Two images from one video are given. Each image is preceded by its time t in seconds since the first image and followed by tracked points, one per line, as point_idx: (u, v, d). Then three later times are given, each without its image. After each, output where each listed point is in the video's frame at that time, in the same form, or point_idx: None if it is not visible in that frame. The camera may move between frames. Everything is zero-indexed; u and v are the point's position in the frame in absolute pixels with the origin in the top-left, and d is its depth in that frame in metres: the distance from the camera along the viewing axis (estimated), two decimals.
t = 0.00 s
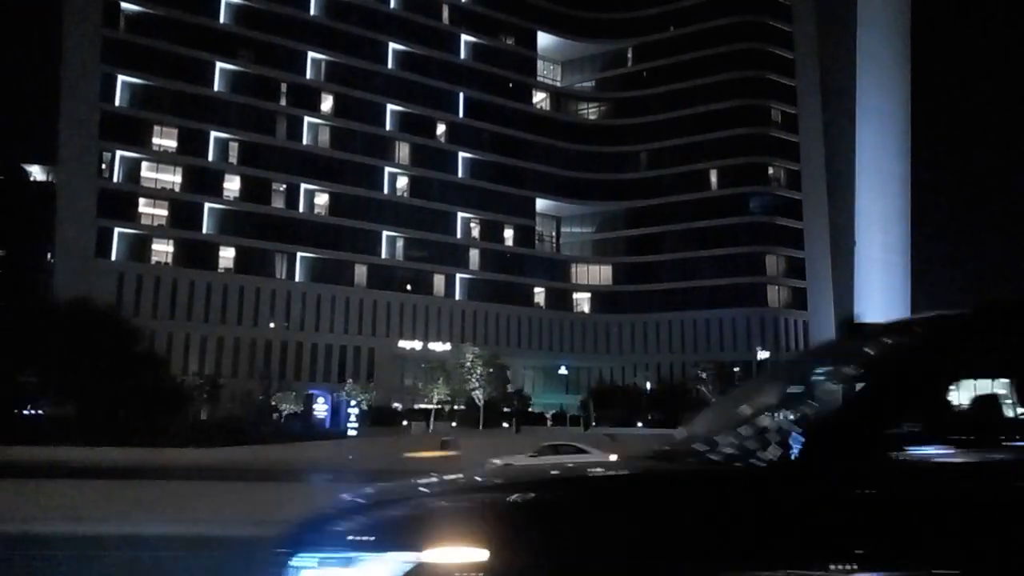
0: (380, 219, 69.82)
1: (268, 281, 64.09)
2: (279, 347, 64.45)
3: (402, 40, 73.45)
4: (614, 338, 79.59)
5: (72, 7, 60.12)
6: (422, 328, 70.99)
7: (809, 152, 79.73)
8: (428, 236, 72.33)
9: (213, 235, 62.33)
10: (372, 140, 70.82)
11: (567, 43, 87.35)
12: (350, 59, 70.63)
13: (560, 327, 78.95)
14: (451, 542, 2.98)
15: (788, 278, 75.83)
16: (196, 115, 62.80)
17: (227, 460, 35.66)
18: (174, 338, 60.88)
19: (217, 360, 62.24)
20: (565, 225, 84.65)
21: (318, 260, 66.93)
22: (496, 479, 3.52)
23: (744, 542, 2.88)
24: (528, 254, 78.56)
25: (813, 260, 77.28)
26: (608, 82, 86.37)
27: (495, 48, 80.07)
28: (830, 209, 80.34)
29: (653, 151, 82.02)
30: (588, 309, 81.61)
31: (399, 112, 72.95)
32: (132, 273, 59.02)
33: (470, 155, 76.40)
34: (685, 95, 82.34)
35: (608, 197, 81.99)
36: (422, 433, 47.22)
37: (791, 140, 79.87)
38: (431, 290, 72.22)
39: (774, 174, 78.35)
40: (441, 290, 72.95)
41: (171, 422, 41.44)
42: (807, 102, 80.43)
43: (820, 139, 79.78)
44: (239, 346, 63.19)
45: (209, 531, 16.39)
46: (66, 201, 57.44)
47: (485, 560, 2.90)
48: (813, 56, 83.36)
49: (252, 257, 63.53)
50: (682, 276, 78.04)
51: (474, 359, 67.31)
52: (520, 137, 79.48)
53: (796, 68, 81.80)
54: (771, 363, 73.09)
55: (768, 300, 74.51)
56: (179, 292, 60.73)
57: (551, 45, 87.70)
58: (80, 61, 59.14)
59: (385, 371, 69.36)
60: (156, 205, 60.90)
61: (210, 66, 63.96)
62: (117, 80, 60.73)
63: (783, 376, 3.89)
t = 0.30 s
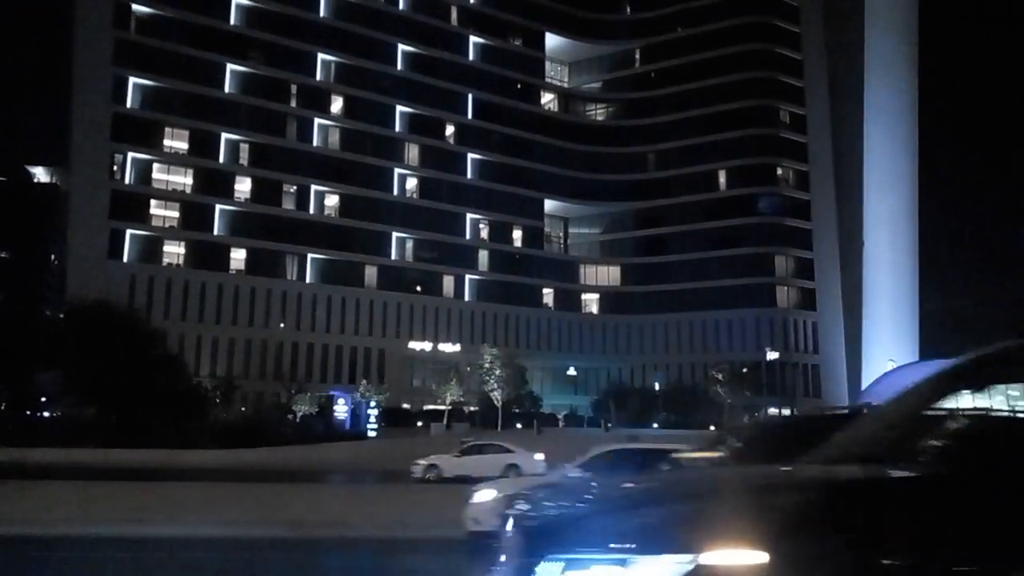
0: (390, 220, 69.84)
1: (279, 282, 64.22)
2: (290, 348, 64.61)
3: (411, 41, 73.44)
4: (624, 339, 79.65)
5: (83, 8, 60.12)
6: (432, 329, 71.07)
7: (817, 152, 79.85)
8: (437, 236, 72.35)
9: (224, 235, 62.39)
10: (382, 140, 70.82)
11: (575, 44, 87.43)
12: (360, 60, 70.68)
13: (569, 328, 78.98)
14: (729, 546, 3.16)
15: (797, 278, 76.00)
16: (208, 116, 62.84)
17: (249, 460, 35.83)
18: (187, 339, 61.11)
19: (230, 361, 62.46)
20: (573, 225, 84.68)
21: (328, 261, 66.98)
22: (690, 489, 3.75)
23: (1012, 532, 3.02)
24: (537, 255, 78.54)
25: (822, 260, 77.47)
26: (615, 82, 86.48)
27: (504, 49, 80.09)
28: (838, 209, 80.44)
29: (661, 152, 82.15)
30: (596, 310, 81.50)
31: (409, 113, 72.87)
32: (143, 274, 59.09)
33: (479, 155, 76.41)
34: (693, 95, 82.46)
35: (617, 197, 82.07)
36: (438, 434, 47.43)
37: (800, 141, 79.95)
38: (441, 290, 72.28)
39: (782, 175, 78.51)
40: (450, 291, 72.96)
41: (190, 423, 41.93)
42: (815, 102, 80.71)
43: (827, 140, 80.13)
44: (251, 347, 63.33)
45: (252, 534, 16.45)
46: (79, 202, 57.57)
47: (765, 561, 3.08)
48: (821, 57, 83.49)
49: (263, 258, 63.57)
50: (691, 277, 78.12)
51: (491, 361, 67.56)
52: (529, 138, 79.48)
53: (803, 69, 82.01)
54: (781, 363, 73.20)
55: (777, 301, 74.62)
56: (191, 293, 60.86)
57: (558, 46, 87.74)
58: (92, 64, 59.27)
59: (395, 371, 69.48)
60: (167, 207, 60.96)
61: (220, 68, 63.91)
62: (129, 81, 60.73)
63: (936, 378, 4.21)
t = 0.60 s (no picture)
0: (401, 220, 69.91)
1: (291, 282, 64.29)
2: (302, 348, 64.66)
3: (421, 41, 73.50)
4: (632, 339, 79.64)
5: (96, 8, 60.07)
6: (442, 329, 71.22)
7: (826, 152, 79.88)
8: (447, 236, 72.45)
9: (236, 235, 62.48)
10: (392, 140, 70.91)
11: (584, 43, 87.37)
12: (370, 60, 70.74)
13: (578, 328, 79.15)
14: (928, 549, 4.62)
15: (807, 278, 76.21)
16: (220, 116, 62.87)
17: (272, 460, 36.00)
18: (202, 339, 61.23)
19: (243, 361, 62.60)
20: (581, 225, 84.66)
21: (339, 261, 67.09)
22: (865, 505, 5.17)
23: None
24: (547, 254, 78.53)
25: (830, 260, 77.83)
26: (624, 82, 86.52)
27: (513, 49, 80.09)
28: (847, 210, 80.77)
29: (671, 152, 82.31)
30: (605, 309, 81.52)
31: (419, 113, 72.99)
32: (156, 274, 59.01)
33: (489, 155, 76.41)
34: (702, 95, 82.47)
35: (628, 197, 82.10)
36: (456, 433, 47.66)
37: (810, 141, 79.96)
38: (451, 290, 72.35)
39: (792, 174, 78.56)
40: (460, 291, 73.01)
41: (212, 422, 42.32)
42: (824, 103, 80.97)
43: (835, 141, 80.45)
44: (264, 347, 63.42)
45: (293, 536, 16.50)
46: (93, 203, 57.62)
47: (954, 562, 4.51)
48: (830, 57, 83.52)
49: (275, 258, 63.67)
50: (700, 277, 78.09)
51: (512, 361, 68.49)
52: (538, 138, 79.45)
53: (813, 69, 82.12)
54: (791, 363, 73.31)
55: (787, 301, 74.69)
56: (203, 293, 60.93)
57: (567, 46, 87.70)
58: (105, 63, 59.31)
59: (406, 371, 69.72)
60: (180, 207, 60.88)
61: (233, 68, 64.05)
62: (142, 81, 60.70)
63: None
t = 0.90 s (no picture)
0: (411, 220, 69.99)
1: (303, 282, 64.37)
2: (314, 348, 64.80)
3: (431, 41, 73.60)
4: (642, 338, 79.72)
5: (108, 8, 60.08)
6: (453, 329, 71.37)
7: (835, 152, 80.00)
8: (458, 237, 72.56)
9: (249, 236, 62.57)
10: (403, 141, 71.07)
11: (593, 43, 87.37)
12: (381, 60, 70.85)
13: (588, 328, 79.21)
14: None
15: (817, 279, 76.19)
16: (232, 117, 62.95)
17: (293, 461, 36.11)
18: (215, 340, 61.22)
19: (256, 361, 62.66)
20: (590, 225, 84.61)
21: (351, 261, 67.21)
22: None
23: None
24: (557, 255, 78.57)
25: (840, 260, 77.83)
26: (633, 82, 86.54)
27: (523, 49, 80.10)
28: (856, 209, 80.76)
29: (681, 152, 82.31)
30: (614, 310, 81.57)
31: (429, 113, 73.11)
32: (169, 274, 59.06)
33: (500, 156, 76.52)
34: (711, 96, 82.49)
35: (637, 197, 82.10)
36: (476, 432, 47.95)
37: (819, 142, 80.03)
38: (461, 291, 72.44)
39: (802, 175, 78.55)
40: (471, 291, 73.09)
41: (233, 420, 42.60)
42: (833, 103, 80.97)
43: (845, 141, 80.48)
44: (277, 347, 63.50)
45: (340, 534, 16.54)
46: (106, 203, 57.63)
47: None
48: (839, 58, 83.59)
49: (287, 258, 63.76)
50: (710, 278, 78.14)
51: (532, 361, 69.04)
52: (547, 138, 79.54)
53: (822, 70, 82.13)
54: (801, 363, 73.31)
55: (797, 301, 74.86)
56: (215, 293, 60.88)
57: (576, 46, 87.61)
58: (118, 64, 59.36)
59: (418, 371, 69.84)
60: (193, 207, 60.95)
61: (245, 68, 64.13)
62: (154, 81, 60.74)
63: None
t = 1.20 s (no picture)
0: (422, 219, 70.01)
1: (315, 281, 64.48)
2: (327, 346, 64.97)
3: (442, 40, 73.59)
4: (652, 337, 79.74)
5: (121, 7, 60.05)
6: (465, 328, 71.43)
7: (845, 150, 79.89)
8: (469, 236, 72.60)
9: (262, 235, 62.55)
10: (414, 140, 71.07)
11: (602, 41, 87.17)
12: (393, 59, 70.85)
13: (597, 327, 79.20)
14: None
15: (828, 277, 76.15)
16: (244, 115, 62.89)
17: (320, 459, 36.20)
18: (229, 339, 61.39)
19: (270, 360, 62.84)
20: (599, 224, 84.51)
21: (363, 260, 67.23)
22: None
23: None
24: (567, 254, 78.49)
25: (851, 258, 77.81)
26: (642, 81, 86.44)
27: (533, 48, 80.14)
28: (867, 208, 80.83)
29: (690, 150, 82.21)
30: (624, 308, 81.58)
31: (440, 113, 73.14)
32: (183, 273, 59.10)
33: (511, 155, 76.55)
34: (720, 95, 82.35)
35: (648, 196, 81.92)
36: (497, 430, 48.09)
37: (830, 140, 79.93)
38: (473, 289, 72.48)
39: (812, 173, 78.43)
40: (482, 290, 73.14)
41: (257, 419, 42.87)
42: (843, 101, 80.85)
43: (855, 139, 80.48)
44: (289, 346, 63.65)
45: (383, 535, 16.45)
46: (120, 202, 57.61)
47: None
48: (849, 56, 83.50)
49: (300, 257, 63.79)
50: (720, 276, 78.10)
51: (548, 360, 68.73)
52: (557, 137, 79.49)
53: (833, 67, 81.91)
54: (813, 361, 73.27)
55: (808, 299, 74.82)
56: (228, 292, 60.99)
57: (585, 45, 87.50)
58: (131, 63, 59.38)
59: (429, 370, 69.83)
60: (206, 206, 60.87)
61: (257, 67, 64.09)
62: (167, 80, 60.70)
63: None
